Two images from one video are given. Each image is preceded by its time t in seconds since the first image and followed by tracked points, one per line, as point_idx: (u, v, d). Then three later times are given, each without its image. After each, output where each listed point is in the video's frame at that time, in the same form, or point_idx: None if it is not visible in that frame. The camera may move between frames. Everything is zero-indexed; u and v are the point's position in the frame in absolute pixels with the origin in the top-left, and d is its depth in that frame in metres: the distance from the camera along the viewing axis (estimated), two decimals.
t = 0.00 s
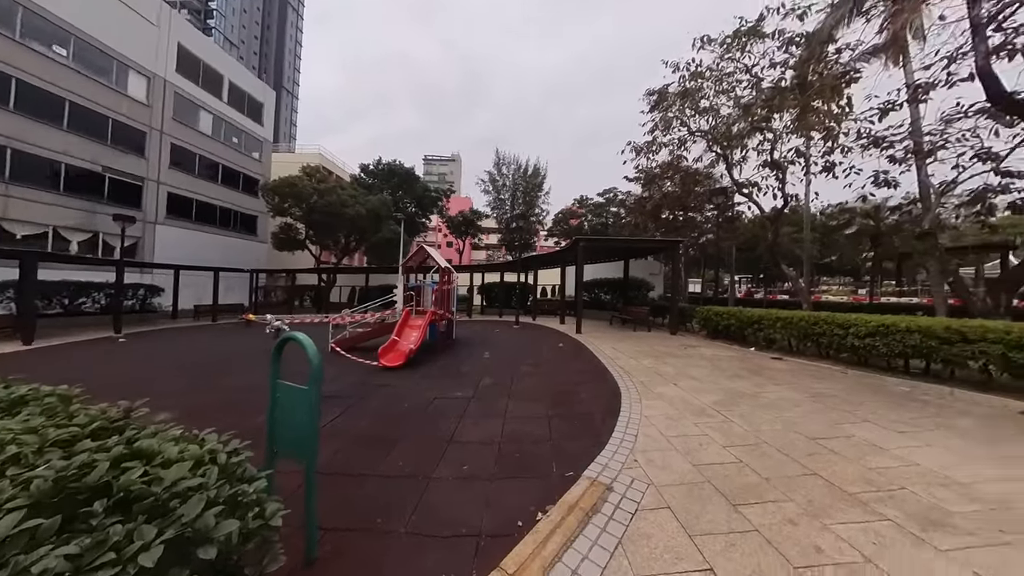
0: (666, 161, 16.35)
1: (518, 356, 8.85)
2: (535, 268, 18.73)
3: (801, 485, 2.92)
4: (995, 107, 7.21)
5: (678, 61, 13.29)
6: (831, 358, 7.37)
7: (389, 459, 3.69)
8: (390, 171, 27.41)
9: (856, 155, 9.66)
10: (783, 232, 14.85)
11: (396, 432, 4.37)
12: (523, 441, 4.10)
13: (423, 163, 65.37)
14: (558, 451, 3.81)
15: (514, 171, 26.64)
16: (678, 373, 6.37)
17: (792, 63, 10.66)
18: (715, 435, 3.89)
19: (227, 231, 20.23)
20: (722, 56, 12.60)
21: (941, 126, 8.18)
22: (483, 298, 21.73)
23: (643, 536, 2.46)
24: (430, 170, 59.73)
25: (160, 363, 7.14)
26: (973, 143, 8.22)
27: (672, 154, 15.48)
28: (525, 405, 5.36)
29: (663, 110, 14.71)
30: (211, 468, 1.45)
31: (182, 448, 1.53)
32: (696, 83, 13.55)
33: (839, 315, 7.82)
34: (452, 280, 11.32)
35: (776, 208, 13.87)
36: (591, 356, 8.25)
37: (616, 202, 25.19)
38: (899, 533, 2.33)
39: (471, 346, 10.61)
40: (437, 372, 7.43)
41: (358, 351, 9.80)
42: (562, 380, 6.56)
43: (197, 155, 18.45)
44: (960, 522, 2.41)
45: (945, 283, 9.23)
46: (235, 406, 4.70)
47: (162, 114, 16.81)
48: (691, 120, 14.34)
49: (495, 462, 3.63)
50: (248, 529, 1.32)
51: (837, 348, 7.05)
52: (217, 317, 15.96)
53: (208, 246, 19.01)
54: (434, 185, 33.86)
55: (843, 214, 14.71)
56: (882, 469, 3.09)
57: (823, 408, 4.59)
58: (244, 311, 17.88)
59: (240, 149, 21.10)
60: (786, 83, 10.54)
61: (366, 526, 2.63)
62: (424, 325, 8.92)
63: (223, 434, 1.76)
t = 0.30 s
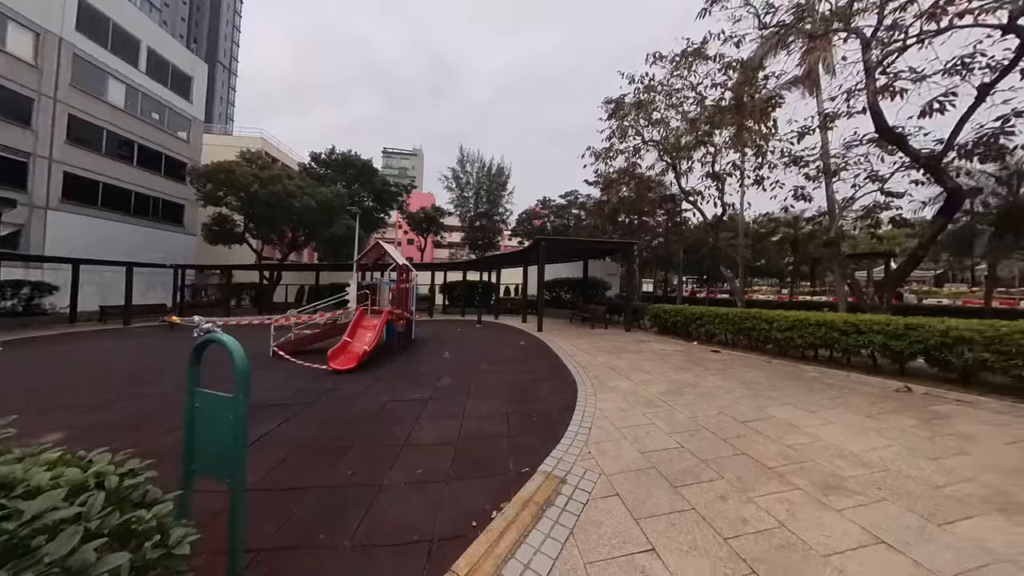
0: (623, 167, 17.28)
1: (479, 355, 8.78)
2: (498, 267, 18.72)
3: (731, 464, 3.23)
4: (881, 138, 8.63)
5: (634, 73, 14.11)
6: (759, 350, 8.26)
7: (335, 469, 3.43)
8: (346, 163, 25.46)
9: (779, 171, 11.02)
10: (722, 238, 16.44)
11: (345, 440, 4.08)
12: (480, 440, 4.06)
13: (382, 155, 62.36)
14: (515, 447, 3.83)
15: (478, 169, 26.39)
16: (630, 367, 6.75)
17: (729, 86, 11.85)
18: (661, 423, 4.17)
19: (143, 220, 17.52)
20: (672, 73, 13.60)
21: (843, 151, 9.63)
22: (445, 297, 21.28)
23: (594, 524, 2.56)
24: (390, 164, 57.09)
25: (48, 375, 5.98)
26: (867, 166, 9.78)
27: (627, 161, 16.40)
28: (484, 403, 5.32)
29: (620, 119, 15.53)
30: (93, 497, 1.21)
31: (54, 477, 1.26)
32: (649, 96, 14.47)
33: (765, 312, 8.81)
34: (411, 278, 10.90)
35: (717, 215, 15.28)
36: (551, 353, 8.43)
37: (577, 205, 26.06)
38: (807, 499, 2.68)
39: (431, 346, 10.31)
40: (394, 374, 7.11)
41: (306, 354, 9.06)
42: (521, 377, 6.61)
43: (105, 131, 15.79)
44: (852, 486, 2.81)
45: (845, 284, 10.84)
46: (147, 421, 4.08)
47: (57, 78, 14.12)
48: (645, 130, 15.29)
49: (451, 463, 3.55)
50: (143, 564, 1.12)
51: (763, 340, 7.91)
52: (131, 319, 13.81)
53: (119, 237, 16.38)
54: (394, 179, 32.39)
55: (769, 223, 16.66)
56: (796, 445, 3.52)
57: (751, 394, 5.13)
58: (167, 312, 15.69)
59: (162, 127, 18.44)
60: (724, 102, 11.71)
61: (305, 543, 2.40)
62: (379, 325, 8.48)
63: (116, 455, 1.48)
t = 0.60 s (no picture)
0: (582, 171, 17.90)
1: (436, 355, 8.52)
2: (458, 265, 18.38)
3: (668, 449, 3.46)
4: (796, 157, 9.90)
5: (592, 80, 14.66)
6: (698, 343, 8.99)
7: (261, 485, 3.08)
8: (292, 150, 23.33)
9: (716, 181, 12.18)
10: (669, 241, 17.73)
11: (275, 453, 3.69)
12: (430, 442, 3.92)
13: (335, 144, 58.14)
14: (465, 448, 3.75)
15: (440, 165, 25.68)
16: (584, 362, 7.00)
17: (676, 100, 12.83)
18: (608, 415, 4.35)
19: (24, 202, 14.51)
20: (626, 83, 14.36)
21: (767, 166, 10.89)
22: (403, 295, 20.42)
23: (537, 518, 2.57)
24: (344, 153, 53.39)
25: None
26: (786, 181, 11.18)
27: (586, 164, 17.02)
28: (436, 404, 5.15)
29: (579, 123, 16.04)
30: None
31: None
32: (605, 103, 15.12)
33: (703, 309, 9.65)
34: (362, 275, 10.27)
35: (665, 220, 16.43)
36: (510, 351, 8.45)
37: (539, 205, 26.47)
38: (730, 477, 2.95)
39: (384, 346, 9.81)
40: (340, 378, 6.62)
41: (238, 359, 8.13)
42: (477, 376, 6.52)
43: None
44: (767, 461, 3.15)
45: (768, 284, 12.27)
46: (14, 445, 3.36)
47: None
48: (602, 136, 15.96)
49: (396, 469, 3.37)
50: None
51: (701, 335, 8.64)
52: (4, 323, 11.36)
53: None
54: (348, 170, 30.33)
55: (709, 228, 18.34)
56: (723, 428, 3.87)
57: (689, 384, 5.57)
58: (58, 314, 13.18)
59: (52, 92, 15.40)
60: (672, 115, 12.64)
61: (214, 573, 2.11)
62: (325, 326, 7.88)
63: None
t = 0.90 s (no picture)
0: (531, 171, 18.22)
1: (372, 356, 7.95)
2: (403, 262, 17.45)
3: (594, 439, 3.60)
4: (713, 171, 11.22)
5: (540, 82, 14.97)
6: (630, 337, 9.68)
7: (124, 522, 2.53)
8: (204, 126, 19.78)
9: (649, 189, 13.34)
10: (610, 242, 18.89)
11: (150, 479, 3.06)
12: (352, 451, 3.59)
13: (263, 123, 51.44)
14: (391, 454, 3.51)
15: (385, 155, 24.15)
16: (525, 358, 7.08)
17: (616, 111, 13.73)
18: (541, 409, 4.43)
19: None
20: (572, 89, 14.93)
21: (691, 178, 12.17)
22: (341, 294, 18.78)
23: (457, 522, 2.47)
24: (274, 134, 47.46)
25: None
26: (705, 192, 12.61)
27: (534, 164, 17.35)
28: (365, 409, 4.77)
29: (527, 123, 16.25)
30: None
31: None
32: (552, 106, 15.58)
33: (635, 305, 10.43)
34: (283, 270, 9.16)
35: (606, 223, 17.44)
36: (452, 349, 8.22)
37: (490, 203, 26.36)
38: (645, 460, 3.16)
39: (313, 349, 8.87)
40: (252, 386, 5.80)
41: (116, 370, 6.70)
42: (415, 377, 6.20)
43: None
44: (677, 443, 3.45)
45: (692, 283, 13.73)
46: None
47: None
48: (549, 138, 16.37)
49: (308, 483, 3.03)
50: None
51: (633, 329, 9.33)
52: None
53: None
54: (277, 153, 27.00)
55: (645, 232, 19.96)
56: (644, 415, 4.17)
57: (619, 375, 5.94)
58: None
59: None
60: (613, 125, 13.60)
61: None
62: (234, 328, 6.83)
63: None
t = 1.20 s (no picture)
0: (483, 169, 17.98)
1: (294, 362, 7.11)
2: (342, 258, 16.07)
3: (525, 440, 3.57)
4: (649, 179, 12.10)
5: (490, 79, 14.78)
6: (573, 335, 10.01)
7: None
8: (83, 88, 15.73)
9: (593, 192, 13.99)
10: (559, 243, 19.42)
11: None
12: (251, 474, 3.11)
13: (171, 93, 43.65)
14: (301, 476, 3.10)
15: (323, 141, 22.01)
16: (467, 359, 6.90)
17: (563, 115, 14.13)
18: (476, 412, 4.30)
19: None
20: (522, 90, 15.00)
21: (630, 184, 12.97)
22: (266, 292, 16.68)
23: (366, 546, 2.23)
24: (185, 106, 40.47)
25: None
26: (643, 198, 13.52)
27: (485, 162, 17.11)
28: (276, 425, 4.19)
29: (478, 120, 15.99)
30: None
31: None
32: (503, 105, 15.50)
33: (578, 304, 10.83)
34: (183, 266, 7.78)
35: (555, 224, 17.86)
36: (391, 352, 7.71)
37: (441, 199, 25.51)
38: (570, 458, 3.20)
39: (222, 357, 7.68)
40: (130, 405, 4.79)
41: None
42: (343, 384, 5.65)
43: None
44: (603, 438, 3.57)
45: (631, 283, 14.77)
46: None
47: None
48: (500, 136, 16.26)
49: (186, 519, 2.53)
50: None
51: (575, 327, 9.66)
52: None
53: None
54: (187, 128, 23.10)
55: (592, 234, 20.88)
56: (576, 412, 4.26)
57: (558, 373, 6.07)
58: None
59: None
60: (561, 129, 14.07)
61: None
62: (109, 335, 5.61)
63: None
